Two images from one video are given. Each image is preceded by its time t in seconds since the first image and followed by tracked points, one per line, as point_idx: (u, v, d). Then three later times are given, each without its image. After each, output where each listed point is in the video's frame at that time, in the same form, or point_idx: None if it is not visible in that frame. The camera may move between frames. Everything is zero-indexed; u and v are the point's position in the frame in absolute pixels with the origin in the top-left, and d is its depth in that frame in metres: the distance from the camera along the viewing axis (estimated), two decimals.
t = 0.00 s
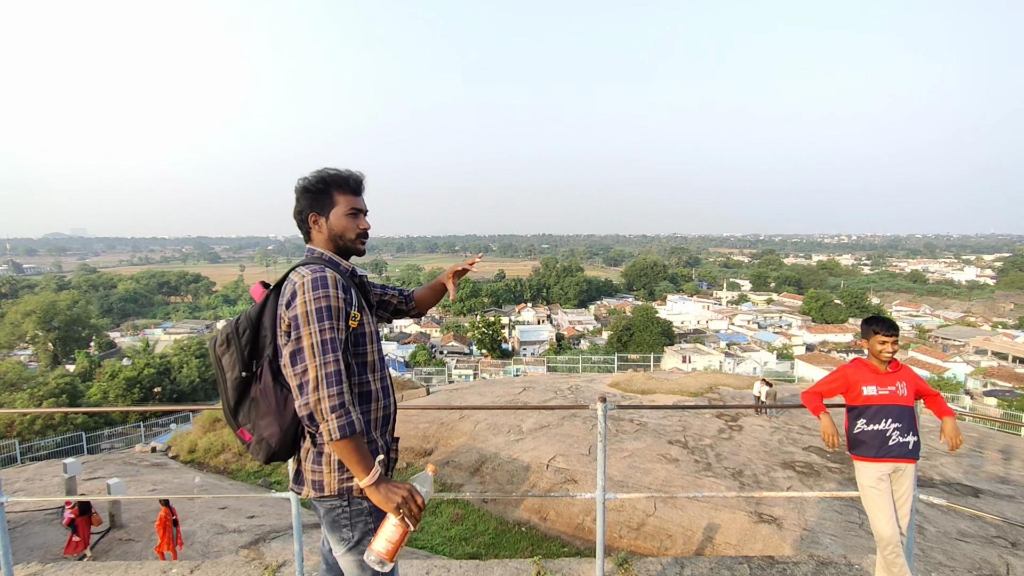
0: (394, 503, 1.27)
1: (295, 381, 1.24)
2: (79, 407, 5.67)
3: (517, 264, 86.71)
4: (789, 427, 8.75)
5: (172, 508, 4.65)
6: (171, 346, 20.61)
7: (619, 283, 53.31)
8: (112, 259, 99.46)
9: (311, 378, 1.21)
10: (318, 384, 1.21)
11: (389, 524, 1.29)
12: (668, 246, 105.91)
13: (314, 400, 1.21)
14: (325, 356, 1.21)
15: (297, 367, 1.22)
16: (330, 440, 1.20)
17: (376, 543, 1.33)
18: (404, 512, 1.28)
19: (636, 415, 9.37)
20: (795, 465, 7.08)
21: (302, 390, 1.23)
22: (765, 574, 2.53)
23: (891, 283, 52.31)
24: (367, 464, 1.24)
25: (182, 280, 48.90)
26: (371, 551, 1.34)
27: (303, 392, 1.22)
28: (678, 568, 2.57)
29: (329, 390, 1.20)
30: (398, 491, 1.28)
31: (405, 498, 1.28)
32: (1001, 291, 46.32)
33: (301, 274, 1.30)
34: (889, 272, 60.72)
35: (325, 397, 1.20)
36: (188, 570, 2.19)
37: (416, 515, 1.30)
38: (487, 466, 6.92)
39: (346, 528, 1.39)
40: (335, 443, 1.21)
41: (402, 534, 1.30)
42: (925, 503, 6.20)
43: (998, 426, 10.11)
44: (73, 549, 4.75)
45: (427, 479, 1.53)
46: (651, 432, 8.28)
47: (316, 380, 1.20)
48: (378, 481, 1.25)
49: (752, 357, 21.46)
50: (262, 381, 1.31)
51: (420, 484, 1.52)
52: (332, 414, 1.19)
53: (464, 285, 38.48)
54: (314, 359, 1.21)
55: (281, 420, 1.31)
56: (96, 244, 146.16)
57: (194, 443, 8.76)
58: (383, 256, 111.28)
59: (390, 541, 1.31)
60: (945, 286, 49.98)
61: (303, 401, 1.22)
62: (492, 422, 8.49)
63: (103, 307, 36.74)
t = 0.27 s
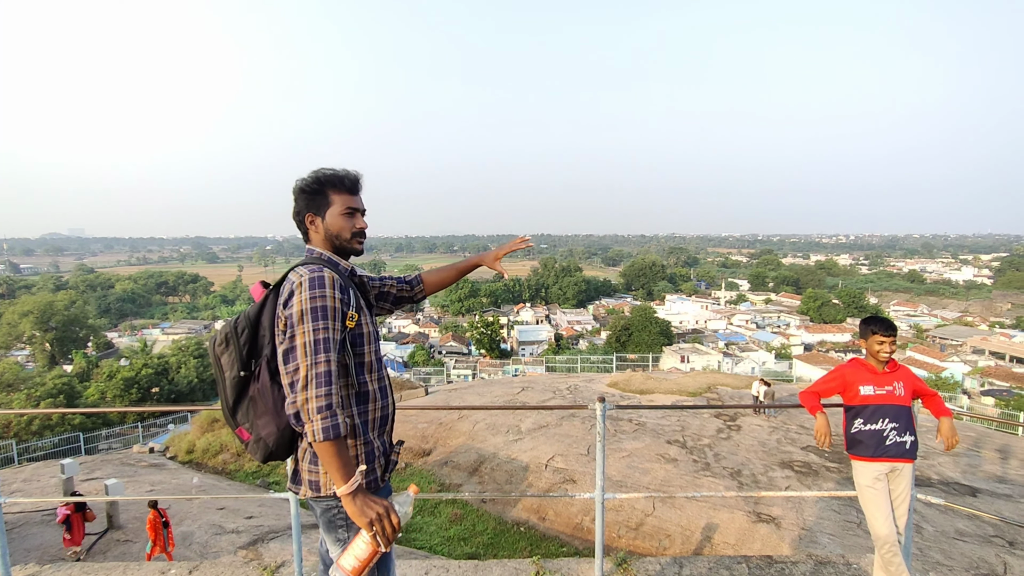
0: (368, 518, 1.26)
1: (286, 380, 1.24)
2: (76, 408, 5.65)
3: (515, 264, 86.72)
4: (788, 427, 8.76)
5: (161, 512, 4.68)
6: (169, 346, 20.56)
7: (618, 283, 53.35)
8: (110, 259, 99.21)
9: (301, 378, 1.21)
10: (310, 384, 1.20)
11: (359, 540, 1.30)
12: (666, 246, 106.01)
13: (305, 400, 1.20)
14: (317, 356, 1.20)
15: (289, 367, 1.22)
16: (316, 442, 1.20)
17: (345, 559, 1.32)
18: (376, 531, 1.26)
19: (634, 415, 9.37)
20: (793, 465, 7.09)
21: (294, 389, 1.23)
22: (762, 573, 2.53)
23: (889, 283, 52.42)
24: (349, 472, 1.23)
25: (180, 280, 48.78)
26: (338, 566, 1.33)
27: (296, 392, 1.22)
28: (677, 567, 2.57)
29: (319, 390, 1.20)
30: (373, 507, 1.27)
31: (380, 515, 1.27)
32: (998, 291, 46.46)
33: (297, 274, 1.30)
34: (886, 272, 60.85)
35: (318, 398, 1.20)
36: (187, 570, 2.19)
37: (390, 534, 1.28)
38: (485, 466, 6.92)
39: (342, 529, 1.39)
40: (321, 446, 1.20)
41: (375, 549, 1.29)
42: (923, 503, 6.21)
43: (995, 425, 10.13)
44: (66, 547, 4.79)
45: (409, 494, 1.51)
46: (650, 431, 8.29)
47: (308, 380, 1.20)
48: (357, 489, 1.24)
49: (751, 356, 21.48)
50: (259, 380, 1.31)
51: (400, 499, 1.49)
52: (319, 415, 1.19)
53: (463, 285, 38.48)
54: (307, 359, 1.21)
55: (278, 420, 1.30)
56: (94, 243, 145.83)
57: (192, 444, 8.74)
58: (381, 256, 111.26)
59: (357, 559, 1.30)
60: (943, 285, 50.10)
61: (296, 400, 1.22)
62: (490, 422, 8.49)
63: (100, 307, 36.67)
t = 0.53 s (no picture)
0: (364, 520, 1.26)
1: (281, 382, 1.24)
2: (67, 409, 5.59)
3: (511, 264, 86.72)
4: (782, 426, 8.80)
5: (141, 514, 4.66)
6: (162, 347, 20.42)
7: (613, 283, 53.44)
8: (101, 260, 98.47)
9: (298, 379, 1.20)
10: (305, 387, 1.19)
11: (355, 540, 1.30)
12: (661, 246, 106.27)
13: (301, 404, 1.20)
14: (316, 358, 1.20)
15: (285, 369, 1.22)
16: (310, 444, 1.19)
17: (340, 559, 1.32)
18: (372, 531, 1.26)
19: (630, 415, 9.38)
20: (787, 464, 7.13)
21: (289, 391, 1.22)
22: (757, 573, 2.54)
23: (882, 283, 52.78)
24: (344, 474, 1.23)
25: (173, 281, 48.47)
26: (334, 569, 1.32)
27: (291, 396, 1.22)
28: (672, 567, 2.57)
29: (314, 394, 1.19)
30: (368, 509, 1.27)
31: (376, 515, 1.27)
32: (989, 290, 46.87)
33: (297, 275, 1.29)
34: (879, 272, 61.27)
35: (315, 401, 1.19)
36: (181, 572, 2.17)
37: (385, 534, 1.28)
38: (481, 467, 6.90)
39: (335, 530, 1.39)
40: (315, 449, 1.19)
41: (370, 551, 1.29)
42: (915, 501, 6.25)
43: (986, 424, 10.22)
44: (54, 548, 4.79)
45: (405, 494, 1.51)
46: (645, 431, 8.31)
47: (306, 382, 1.19)
48: (353, 491, 1.24)
49: (745, 356, 21.58)
50: (256, 381, 1.30)
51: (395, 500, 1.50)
52: (315, 419, 1.18)
53: (458, 285, 38.45)
54: (305, 362, 1.20)
55: (273, 423, 1.30)
56: (85, 243, 144.73)
57: (185, 446, 8.69)
58: (376, 256, 111.09)
59: (353, 559, 1.31)
60: (935, 285, 50.50)
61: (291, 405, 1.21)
62: (486, 422, 8.49)
63: (92, 308, 36.38)
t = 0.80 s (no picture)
0: (362, 518, 1.27)
1: (275, 386, 1.22)
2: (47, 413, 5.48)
3: (500, 264, 86.72)
4: (768, 424, 8.90)
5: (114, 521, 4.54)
6: (145, 349, 20.10)
7: (602, 283, 53.64)
8: (83, 260, 96.74)
9: (293, 383, 1.19)
10: (300, 390, 1.19)
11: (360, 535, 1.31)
12: (649, 247, 106.95)
13: (296, 406, 1.19)
14: (309, 361, 1.19)
15: (279, 372, 1.21)
16: (307, 447, 1.19)
17: (347, 553, 1.34)
18: (375, 525, 1.28)
19: (619, 414, 9.42)
20: (774, 461, 7.21)
21: (282, 394, 1.22)
22: (745, 569, 2.57)
23: (866, 282, 53.60)
24: (344, 473, 1.23)
25: (157, 281, 47.74)
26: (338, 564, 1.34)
27: (284, 399, 1.21)
28: (661, 564, 2.59)
29: (310, 397, 1.18)
30: (371, 504, 1.28)
31: (379, 511, 1.29)
32: (969, 289, 47.82)
33: (289, 276, 1.27)
34: (863, 271, 62.22)
35: (309, 405, 1.18)
36: None
37: (388, 529, 1.29)
38: (470, 467, 6.89)
39: (324, 531, 1.38)
40: (313, 451, 1.20)
41: (374, 543, 1.30)
42: (898, 496, 6.36)
43: (966, 420, 10.44)
44: (31, 555, 4.67)
45: (401, 489, 1.52)
46: (634, 430, 8.36)
47: (300, 385, 1.18)
48: (354, 490, 1.24)
49: (732, 355, 21.78)
50: (245, 384, 1.28)
51: (394, 493, 1.52)
52: (312, 422, 1.18)
53: (447, 285, 38.35)
54: (299, 364, 1.19)
55: (262, 426, 1.28)
56: (66, 243, 142.10)
57: (170, 449, 8.56)
58: (365, 256, 110.42)
59: (360, 553, 1.32)
60: (917, 284, 51.40)
61: (284, 407, 1.20)
62: (475, 423, 8.48)
63: (72, 310, 35.69)
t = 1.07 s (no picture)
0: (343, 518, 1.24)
1: (255, 387, 1.20)
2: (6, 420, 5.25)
3: (479, 263, 86.59)
4: (744, 419, 9.07)
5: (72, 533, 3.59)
6: (112, 352, 19.46)
7: (581, 282, 53.96)
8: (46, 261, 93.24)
9: (275, 384, 1.17)
10: (281, 390, 1.16)
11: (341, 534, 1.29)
12: (627, 246, 108.06)
13: (277, 407, 1.17)
14: (291, 361, 1.17)
15: (260, 373, 1.18)
16: (290, 448, 1.16)
17: (329, 553, 1.31)
18: (358, 524, 1.26)
19: (598, 411, 9.49)
20: (749, 455, 7.35)
21: (262, 395, 1.19)
22: (721, 561, 2.62)
23: (836, 279, 55.09)
24: (327, 473, 1.20)
25: (124, 282, 46.29)
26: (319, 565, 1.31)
27: (263, 399, 1.18)
28: (640, 559, 2.62)
29: (291, 398, 1.16)
30: (355, 502, 1.25)
31: (362, 509, 1.26)
32: (933, 286, 49.55)
33: (268, 276, 1.25)
34: (833, 269, 63.95)
35: (291, 405, 1.16)
36: None
37: (372, 526, 1.27)
38: (451, 467, 6.85)
39: (303, 532, 1.34)
40: (295, 452, 1.17)
41: (359, 542, 1.28)
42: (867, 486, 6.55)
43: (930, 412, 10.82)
44: None
45: (383, 488, 1.50)
46: (613, 427, 8.43)
47: (281, 385, 1.16)
48: (337, 490, 1.22)
49: (708, 352, 22.13)
50: (221, 386, 1.25)
51: (375, 492, 1.50)
52: (295, 422, 1.16)
53: (426, 285, 38.12)
54: (280, 364, 1.17)
55: (239, 429, 1.25)
56: (27, 243, 136.77)
57: (138, 456, 8.31)
58: (342, 256, 109.02)
59: (343, 552, 1.30)
60: (884, 282, 53.05)
61: (264, 407, 1.18)
62: (455, 423, 8.44)
63: (34, 312, 34.36)
